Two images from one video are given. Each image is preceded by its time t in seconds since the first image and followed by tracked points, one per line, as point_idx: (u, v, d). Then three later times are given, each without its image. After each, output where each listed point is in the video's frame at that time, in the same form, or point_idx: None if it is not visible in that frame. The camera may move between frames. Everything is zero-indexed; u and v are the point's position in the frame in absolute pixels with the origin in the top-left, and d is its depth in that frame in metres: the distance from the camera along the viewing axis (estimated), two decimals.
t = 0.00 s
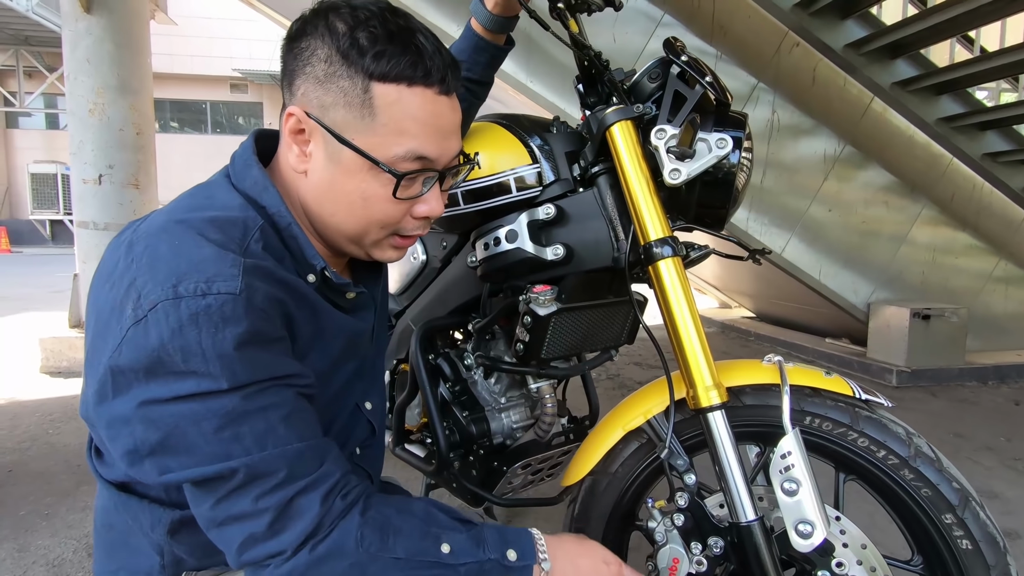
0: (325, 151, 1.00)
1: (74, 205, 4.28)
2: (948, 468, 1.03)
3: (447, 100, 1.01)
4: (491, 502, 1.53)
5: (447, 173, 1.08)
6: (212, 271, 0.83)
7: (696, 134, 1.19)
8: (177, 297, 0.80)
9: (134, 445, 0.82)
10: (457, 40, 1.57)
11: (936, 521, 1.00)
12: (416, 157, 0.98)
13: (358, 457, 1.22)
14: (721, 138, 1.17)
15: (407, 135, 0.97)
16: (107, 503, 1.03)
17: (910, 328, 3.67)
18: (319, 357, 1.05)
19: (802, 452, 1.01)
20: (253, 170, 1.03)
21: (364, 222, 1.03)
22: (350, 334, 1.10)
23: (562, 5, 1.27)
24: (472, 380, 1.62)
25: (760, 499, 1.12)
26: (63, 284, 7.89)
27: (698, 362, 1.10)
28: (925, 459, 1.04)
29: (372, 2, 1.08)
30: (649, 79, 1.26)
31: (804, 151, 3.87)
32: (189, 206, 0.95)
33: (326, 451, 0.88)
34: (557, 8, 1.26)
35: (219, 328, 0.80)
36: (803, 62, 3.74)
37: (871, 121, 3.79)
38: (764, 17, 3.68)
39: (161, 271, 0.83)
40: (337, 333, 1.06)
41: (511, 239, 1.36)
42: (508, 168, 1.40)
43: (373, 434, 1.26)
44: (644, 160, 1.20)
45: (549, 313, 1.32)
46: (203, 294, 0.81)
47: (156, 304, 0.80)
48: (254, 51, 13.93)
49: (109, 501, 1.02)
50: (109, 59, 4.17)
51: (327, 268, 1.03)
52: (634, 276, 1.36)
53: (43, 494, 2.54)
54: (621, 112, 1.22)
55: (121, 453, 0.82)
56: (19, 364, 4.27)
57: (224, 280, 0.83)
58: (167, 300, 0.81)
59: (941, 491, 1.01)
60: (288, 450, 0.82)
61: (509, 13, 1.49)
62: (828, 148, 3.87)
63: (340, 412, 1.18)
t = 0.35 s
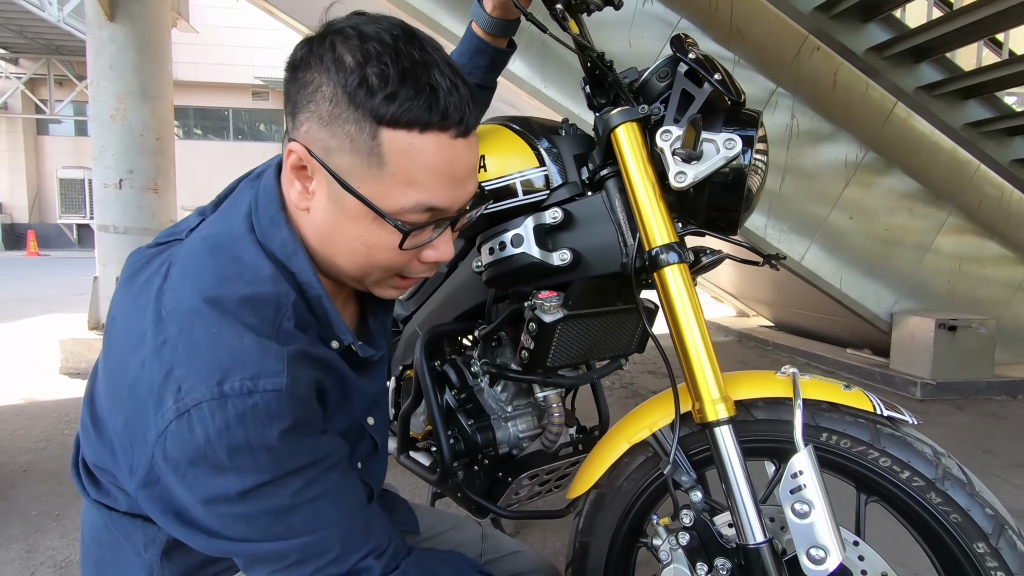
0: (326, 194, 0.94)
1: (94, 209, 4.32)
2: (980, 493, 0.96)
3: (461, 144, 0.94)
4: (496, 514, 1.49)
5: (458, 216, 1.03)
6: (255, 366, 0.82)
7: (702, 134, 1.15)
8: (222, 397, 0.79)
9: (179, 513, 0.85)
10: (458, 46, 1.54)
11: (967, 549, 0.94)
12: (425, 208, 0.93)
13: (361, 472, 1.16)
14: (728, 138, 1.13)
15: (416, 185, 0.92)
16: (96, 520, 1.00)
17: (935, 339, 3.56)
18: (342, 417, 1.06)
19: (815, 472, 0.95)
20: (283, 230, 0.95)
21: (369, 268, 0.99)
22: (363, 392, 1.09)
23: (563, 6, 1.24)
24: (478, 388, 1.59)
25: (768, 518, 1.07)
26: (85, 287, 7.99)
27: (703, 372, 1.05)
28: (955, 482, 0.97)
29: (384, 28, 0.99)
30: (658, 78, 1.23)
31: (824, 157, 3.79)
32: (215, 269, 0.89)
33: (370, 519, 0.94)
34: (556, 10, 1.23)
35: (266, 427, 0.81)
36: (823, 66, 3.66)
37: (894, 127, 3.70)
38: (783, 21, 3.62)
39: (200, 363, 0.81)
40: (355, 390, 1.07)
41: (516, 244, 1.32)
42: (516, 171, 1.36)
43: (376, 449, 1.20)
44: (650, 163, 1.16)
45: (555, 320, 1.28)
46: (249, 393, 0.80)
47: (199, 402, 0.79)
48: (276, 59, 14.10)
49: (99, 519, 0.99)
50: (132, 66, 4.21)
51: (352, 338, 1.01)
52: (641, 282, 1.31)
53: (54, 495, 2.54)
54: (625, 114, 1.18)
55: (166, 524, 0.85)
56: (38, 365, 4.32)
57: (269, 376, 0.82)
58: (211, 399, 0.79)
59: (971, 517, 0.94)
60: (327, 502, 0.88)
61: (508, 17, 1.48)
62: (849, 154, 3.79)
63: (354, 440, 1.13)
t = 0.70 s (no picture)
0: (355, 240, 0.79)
1: (111, 215, 4.36)
2: (1007, 508, 0.91)
3: (507, 198, 0.76)
4: (500, 524, 1.46)
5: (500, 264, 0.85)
6: (288, 429, 0.71)
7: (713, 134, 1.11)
8: (252, 462, 0.68)
9: (200, 561, 0.73)
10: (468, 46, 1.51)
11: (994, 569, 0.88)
12: (461, 266, 0.77)
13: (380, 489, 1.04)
14: (740, 138, 1.09)
15: (454, 246, 0.76)
16: (96, 535, 0.91)
17: (957, 348, 3.47)
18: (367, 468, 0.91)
19: (833, 484, 0.90)
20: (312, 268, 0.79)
21: (399, 317, 0.84)
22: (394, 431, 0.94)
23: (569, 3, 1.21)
24: (484, 395, 1.58)
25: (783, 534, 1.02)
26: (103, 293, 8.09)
27: (713, 380, 1.01)
28: (978, 496, 0.92)
29: (434, 65, 0.79)
30: (667, 78, 1.20)
31: (843, 162, 3.72)
32: (241, 313, 0.74)
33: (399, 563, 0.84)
34: (564, 7, 1.20)
35: (295, 493, 0.70)
36: (839, 70, 3.62)
37: (914, 130, 3.64)
38: (798, 24, 3.57)
39: (228, 424, 0.69)
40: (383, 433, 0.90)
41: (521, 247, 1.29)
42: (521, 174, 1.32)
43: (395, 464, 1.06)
44: (658, 164, 1.13)
45: (561, 326, 1.23)
46: (281, 457, 0.69)
47: (228, 467, 0.68)
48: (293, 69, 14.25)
49: (101, 536, 0.89)
50: (149, 74, 4.26)
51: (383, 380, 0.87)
52: (650, 287, 1.27)
53: (64, 498, 2.54)
54: (634, 114, 1.14)
55: (185, 572, 0.72)
56: (54, 370, 4.35)
57: (303, 440, 0.71)
58: (240, 464, 0.68)
59: (997, 534, 0.89)
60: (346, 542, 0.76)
61: (517, 15, 1.45)
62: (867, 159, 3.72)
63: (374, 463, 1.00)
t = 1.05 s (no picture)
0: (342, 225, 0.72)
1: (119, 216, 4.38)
2: None
3: (507, 174, 0.70)
4: (500, 521, 1.42)
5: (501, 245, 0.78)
6: (279, 417, 0.60)
7: (718, 115, 1.07)
8: (239, 453, 0.58)
9: (193, 556, 0.67)
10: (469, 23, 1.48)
11: (1013, 563, 0.84)
12: (457, 250, 0.71)
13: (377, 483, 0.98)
14: (747, 118, 1.05)
15: (449, 228, 0.69)
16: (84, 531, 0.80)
17: (973, 348, 3.39)
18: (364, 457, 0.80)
19: (844, 475, 0.86)
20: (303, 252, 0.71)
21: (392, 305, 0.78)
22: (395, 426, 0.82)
23: None
24: (485, 389, 1.55)
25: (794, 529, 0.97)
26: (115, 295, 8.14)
27: (717, 368, 0.97)
28: (995, 487, 0.88)
29: (420, 30, 0.74)
30: (670, 61, 1.17)
31: (851, 161, 3.67)
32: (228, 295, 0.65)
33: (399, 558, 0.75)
34: None
35: (288, 487, 0.60)
36: (851, 64, 3.54)
37: (927, 124, 3.55)
38: (807, 19, 3.53)
39: (214, 410, 0.59)
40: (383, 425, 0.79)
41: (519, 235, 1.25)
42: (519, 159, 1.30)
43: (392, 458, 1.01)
44: (661, 146, 1.09)
45: (561, 315, 1.20)
46: (271, 448, 0.59)
47: (214, 458, 0.58)
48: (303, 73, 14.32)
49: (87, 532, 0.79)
50: (156, 75, 4.26)
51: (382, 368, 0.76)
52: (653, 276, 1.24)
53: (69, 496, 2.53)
54: (635, 96, 1.11)
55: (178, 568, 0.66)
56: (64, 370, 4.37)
57: (296, 429, 0.61)
58: (227, 456, 0.58)
59: (1015, 526, 0.85)
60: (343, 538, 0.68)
61: None
62: (879, 156, 3.66)
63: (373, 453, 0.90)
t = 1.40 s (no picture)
0: (315, 186, 0.69)
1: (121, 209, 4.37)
2: None
3: (484, 133, 0.66)
4: (496, 506, 1.40)
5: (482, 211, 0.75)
6: (244, 385, 0.57)
7: (714, 82, 1.04)
8: (202, 421, 0.55)
9: (162, 530, 0.65)
10: None
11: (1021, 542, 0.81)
12: (430, 212, 0.67)
13: (359, 461, 0.96)
14: (744, 85, 1.01)
15: (422, 189, 0.66)
16: (58, 509, 0.78)
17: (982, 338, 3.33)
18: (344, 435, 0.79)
19: (844, 451, 0.83)
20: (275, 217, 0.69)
21: (366, 272, 0.74)
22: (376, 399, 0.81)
23: None
24: (480, 373, 1.53)
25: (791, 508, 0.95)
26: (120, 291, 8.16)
27: (713, 344, 0.93)
28: (1003, 464, 0.85)
29: None
30: (667, 31, 1.12)
31: (857, 150, 3.63)
32: (192, 261, 0.61)
33: (380, 534, 0.73)
34: None
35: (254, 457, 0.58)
36: (858, 50, 3.50)
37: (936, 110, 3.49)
38: (813, 4, 3.49)
39: (174, 379, 0.56)
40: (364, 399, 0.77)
41: (512, 212, 1.21)
42: (512, 137, 1.25)
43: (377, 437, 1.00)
44: (656, 117, 1.05)
45: (553, 293, 1.17)
46: (235, 417, 0.56)
47: (174, 427, 0.55)
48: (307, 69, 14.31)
49: (60, 508, 0.77)
50: (157, 68, 4.25)
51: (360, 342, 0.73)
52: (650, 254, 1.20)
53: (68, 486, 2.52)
54: (630, 65, 1.06)
55: (146, 542, 0.65)
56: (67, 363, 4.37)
57: (261, 399, 0.57)
58: (188, 424, 0.55)
59: None
60: (319, 511, 0.66)
61: None
62: (885, 144, 3.61)
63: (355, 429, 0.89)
